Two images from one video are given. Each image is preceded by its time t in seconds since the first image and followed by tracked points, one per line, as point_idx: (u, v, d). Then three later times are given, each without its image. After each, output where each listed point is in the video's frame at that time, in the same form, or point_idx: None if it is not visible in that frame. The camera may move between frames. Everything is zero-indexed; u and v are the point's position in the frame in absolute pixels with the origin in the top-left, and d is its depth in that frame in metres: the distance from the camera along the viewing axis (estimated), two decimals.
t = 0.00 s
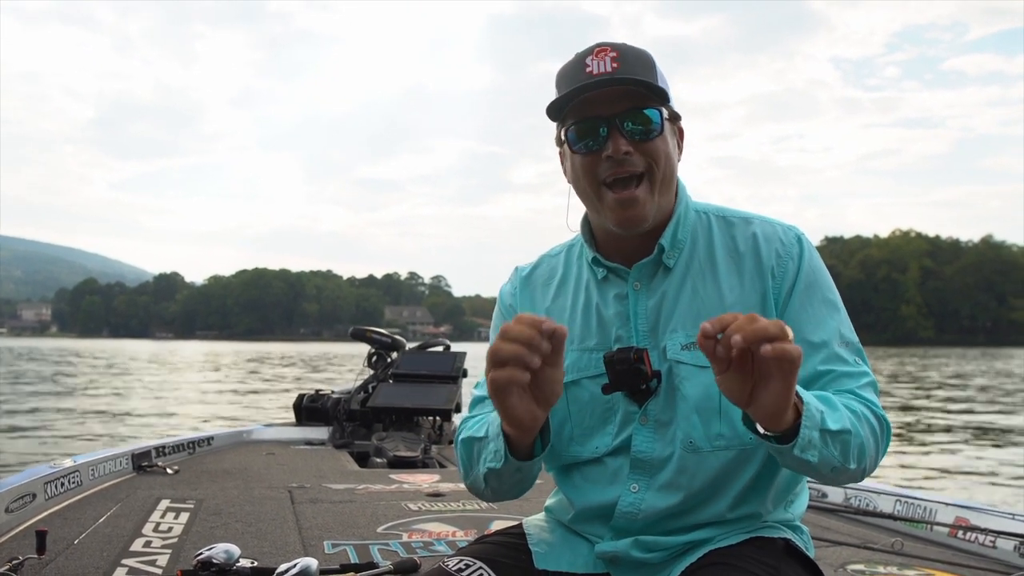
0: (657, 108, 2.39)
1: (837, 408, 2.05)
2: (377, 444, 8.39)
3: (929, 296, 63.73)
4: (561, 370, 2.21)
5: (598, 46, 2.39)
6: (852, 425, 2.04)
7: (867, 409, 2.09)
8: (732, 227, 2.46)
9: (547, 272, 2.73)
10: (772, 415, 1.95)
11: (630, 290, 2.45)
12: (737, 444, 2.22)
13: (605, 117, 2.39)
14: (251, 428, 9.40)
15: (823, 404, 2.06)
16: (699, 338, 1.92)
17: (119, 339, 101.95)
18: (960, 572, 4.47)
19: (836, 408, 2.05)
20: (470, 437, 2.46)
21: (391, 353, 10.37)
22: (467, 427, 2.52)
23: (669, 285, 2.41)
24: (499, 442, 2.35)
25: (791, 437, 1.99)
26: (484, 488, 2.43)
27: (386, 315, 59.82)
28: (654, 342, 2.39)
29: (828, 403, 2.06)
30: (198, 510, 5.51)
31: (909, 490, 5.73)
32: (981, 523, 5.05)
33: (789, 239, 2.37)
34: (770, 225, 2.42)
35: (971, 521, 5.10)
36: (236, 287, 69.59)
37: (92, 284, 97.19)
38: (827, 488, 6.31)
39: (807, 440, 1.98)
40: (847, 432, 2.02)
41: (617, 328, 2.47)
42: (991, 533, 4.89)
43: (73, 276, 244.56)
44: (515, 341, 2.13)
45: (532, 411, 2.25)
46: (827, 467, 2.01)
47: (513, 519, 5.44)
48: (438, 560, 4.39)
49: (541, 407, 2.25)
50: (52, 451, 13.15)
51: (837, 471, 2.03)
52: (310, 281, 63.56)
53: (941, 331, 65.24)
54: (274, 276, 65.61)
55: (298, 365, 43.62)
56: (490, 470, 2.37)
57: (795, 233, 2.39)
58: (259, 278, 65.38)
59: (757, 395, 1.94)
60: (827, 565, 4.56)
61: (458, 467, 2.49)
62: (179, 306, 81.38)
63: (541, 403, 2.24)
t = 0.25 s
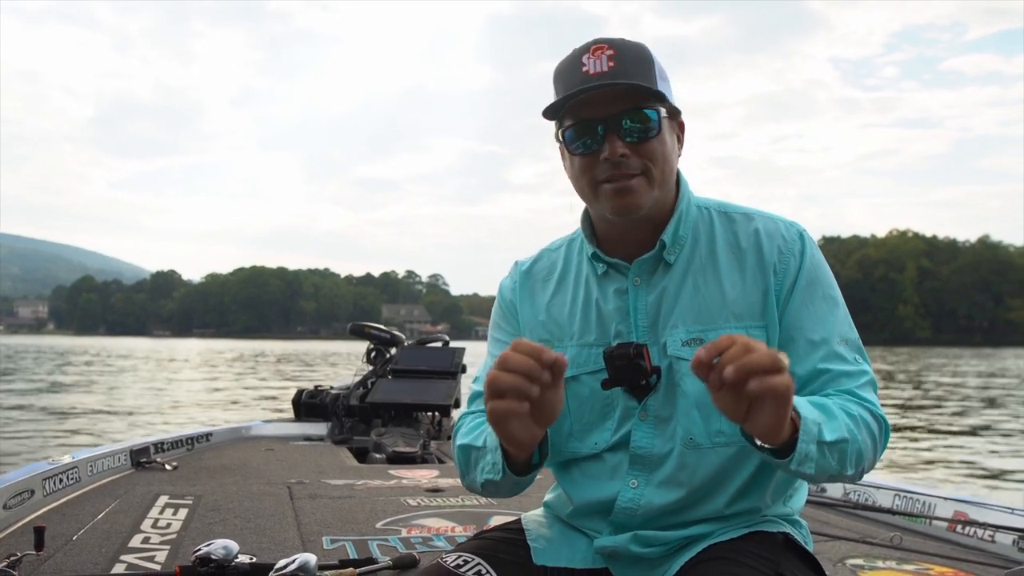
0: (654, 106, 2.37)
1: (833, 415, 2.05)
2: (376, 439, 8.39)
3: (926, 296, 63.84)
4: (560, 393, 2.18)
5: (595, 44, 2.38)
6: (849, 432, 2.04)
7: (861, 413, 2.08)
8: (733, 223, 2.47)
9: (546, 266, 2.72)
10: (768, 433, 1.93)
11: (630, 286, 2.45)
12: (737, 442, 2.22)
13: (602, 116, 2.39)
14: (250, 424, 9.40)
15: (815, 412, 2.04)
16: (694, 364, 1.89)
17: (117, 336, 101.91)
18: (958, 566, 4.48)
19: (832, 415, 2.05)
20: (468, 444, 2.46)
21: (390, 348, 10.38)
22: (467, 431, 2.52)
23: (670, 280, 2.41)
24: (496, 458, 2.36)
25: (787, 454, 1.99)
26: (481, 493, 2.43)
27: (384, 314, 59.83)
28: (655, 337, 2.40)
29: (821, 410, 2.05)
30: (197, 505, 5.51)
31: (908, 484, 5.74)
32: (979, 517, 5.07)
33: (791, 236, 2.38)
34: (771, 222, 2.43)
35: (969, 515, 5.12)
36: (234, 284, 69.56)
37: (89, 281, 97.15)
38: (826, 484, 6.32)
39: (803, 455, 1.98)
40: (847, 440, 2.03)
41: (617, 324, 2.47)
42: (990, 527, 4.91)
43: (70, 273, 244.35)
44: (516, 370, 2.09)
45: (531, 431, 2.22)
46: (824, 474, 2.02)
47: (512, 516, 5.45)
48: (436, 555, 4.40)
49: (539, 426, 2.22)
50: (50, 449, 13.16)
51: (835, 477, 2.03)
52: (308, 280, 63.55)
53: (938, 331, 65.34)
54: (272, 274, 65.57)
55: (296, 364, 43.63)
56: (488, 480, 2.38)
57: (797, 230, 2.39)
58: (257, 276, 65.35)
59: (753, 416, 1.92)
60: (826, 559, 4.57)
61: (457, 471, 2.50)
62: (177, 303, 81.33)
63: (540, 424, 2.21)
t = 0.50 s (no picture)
0: (588, 118, 2.33)
1: (809, 489, 2.03)
2: (376, 434, 8.39)
3: (922, 295, 63.94)
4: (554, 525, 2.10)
5: (538, 66, 2.45)
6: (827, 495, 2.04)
7: (828, 480, 2.05)
8: (733, 218, 2.45)
9: (551, 260, 2.72)
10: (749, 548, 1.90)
11: (628, 277, 2.45)
12: (729, 432, 2.24)
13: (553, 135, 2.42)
14: (249, 419, 9.40)
15: (789, 487, 2.02)
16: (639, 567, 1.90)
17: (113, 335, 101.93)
18: (957, 559, 4.49)
19: (807, 488, 2.03)
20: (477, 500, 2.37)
21: (389, 344, 10.39)
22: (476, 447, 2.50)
23: (666, 273, 2.40)
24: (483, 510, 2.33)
25: (769, 559, 1.96)
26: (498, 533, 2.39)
27: (381, 312, 59.88)
28: (650, 328, 2.38)
29: (795, 482, 2.03)
30: (196, 501, 5.51)
31: (906, 479, 5.77)
32: (978, 511, 5.08)
33: (789, 232, 2.36)
34: (767, 219, 2.41)
35: (968, 509, 5.14)
36: (231, 283, 69.59)
37: (86, 281, 97.25)
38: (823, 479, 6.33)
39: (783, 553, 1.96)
40: (825, 509, 2.05)
41: (614, 314, 2.46)
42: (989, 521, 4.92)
43: (66, 272, 244.18)
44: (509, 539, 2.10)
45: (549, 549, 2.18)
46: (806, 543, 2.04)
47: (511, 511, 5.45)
48: (435, 550, 4.41)
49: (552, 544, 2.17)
50: (47, 447, 13.16)
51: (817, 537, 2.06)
52: (305, 278, 63.62)
53: (934, 330, 65.51)
54: (269, 274, 65.59)
55: (292, 362, 43.65)
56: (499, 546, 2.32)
57: (795, 227, 2.37)
58: (254, 275, 65.37)
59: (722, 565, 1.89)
60: (825, 553, 4.57)
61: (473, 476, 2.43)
62: (174, 302, 81.24)
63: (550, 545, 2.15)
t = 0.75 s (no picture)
0: (578, 122, 2.35)
1: (791, 501, 2.02)
2: (375, 435, 8.39)
3: (921, 296, 63.96)
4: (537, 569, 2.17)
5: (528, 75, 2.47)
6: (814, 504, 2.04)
7: (811, 488, 2.04)
8: (724, 215, 2.44)
9: (548, 258, 2.73)
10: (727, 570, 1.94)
11: (620, 274, 2.45)
12: (721, 423, 2.24)
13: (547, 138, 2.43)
14: (249, 419, 9.40)
15: (768, 503, 2.02)
16: None
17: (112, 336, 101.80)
18: (956, 560, 4.50)
19: (789, 501, 2.02)
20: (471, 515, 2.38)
21: (388, 344, 10.39)
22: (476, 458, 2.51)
23: (657, 268, 2.40)
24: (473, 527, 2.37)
25: (762, 574, 1.98)
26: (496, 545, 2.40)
27: (379, 314, 59.84)
28: (642, 323, 2.38)
29: (775, 498, 2.03)
30: (195, 501, 5.50)
31: (905, 480, 5.77)
32: (978, 512, 5.08)
33: (778, 227, 2.35)
34: (756, 212, 2.41)
35: (967, 510, 5.15)
36: (229, 285, 69.57)
37: (84, 282, 97.12)
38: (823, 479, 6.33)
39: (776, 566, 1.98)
40: (814, 518, 2.05)
41: (606, 310, 2.46)
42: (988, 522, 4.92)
43: (64, 273, 243.93)
44: None
45: None
46: (796, 554, 2.06)
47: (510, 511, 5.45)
48: (433, 550, 4.41)
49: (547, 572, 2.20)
50: (46, 448, 13.14)
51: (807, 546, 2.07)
52: (303, 280, 63.55)
53: (933, 332, 65.56)
54: (268, 275, 65.57)
55: (291, 363, 43.62)
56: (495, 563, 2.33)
57: (785, 220, 2.37)
58: (252, 277, 65.33)
59: None
60: (824, 554, 4.58)
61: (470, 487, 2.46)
62: (172, 303, 81.16)
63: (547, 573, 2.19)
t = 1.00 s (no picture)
0: (610, 108, 2.39)
1: (792, 502, 2.00)
2: (374, 440, 8.38)
3: (919, 298, 64.03)
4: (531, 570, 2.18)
5: (544, 65, 2.44)
6: (815, 500, 2.02)
7: (810, 487, 2.02)
8: (717, 216, 2.45)
9: (542, 267, 2.73)
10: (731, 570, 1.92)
11: (617, 277, 2.45)
12: (724, 417, 2.23)
13: (568, 127, 2.42)
14: (248, 424, 9.39)
15: (772, 507, 2.00)
16: None
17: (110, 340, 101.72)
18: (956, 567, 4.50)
19: (790, 501, 2.00)
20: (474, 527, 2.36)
21: (388, 349, 10.38)
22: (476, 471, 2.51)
23: (654, 269, 2.40)
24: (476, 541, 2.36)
25: None
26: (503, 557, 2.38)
27: (378, 317, 59.80)
28: (641, 323, 2.38)
29: (777, 500, 2.00)
30: (195, 506, 5.49)
31: (905, 485, 5.76)
32: (977, 518, 5.08)
33: (770, 223, 2.36)
34: (748, 209, 2.42)
35: (966, 515, 5.14)
36: (228, 288, 69.52)
37: (82, 286, 97.06)
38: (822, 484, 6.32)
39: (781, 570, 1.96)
40: (816, 516, 2.03)
41: (605, 312, 2.46)
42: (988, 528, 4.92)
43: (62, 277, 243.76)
44: None
45: None
46: (802, 554, 2.04)
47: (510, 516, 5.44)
48: (433, 557, 4.40)
49: None
50: (45, 452, 13.13)
51: (812, 544, 2.05)
52: (302, 283, 63.52)
53: (931, 333, 65.60)
54: (266, 279, 65.52)
55: (290, 367, 43.58)
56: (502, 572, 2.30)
57: (776, 215, 2.38)
58: (250, 280, 65.31)
59: None
60: (824, 559, 4.57)
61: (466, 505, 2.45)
62: (170, 306, 81.12)
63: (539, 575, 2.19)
